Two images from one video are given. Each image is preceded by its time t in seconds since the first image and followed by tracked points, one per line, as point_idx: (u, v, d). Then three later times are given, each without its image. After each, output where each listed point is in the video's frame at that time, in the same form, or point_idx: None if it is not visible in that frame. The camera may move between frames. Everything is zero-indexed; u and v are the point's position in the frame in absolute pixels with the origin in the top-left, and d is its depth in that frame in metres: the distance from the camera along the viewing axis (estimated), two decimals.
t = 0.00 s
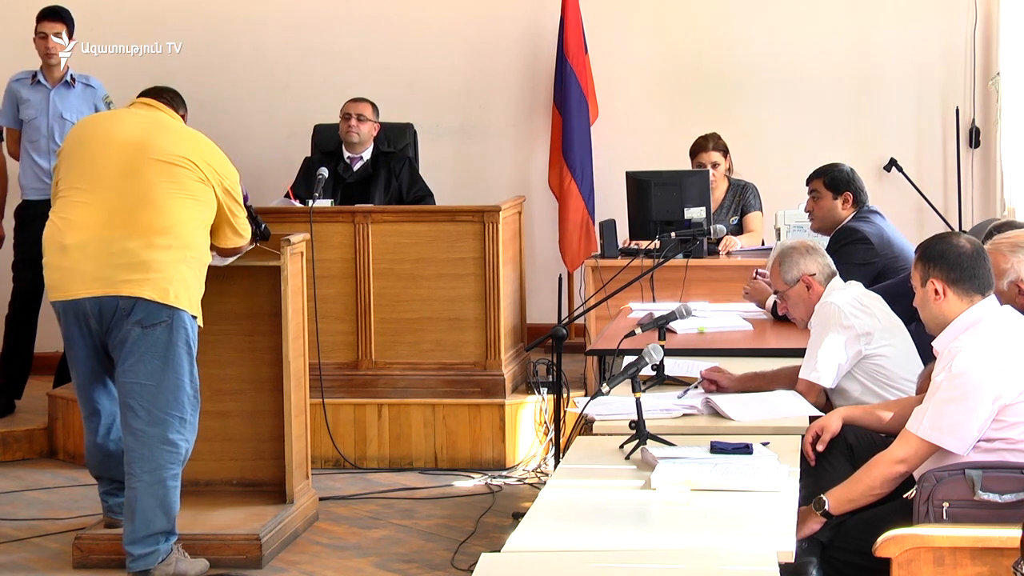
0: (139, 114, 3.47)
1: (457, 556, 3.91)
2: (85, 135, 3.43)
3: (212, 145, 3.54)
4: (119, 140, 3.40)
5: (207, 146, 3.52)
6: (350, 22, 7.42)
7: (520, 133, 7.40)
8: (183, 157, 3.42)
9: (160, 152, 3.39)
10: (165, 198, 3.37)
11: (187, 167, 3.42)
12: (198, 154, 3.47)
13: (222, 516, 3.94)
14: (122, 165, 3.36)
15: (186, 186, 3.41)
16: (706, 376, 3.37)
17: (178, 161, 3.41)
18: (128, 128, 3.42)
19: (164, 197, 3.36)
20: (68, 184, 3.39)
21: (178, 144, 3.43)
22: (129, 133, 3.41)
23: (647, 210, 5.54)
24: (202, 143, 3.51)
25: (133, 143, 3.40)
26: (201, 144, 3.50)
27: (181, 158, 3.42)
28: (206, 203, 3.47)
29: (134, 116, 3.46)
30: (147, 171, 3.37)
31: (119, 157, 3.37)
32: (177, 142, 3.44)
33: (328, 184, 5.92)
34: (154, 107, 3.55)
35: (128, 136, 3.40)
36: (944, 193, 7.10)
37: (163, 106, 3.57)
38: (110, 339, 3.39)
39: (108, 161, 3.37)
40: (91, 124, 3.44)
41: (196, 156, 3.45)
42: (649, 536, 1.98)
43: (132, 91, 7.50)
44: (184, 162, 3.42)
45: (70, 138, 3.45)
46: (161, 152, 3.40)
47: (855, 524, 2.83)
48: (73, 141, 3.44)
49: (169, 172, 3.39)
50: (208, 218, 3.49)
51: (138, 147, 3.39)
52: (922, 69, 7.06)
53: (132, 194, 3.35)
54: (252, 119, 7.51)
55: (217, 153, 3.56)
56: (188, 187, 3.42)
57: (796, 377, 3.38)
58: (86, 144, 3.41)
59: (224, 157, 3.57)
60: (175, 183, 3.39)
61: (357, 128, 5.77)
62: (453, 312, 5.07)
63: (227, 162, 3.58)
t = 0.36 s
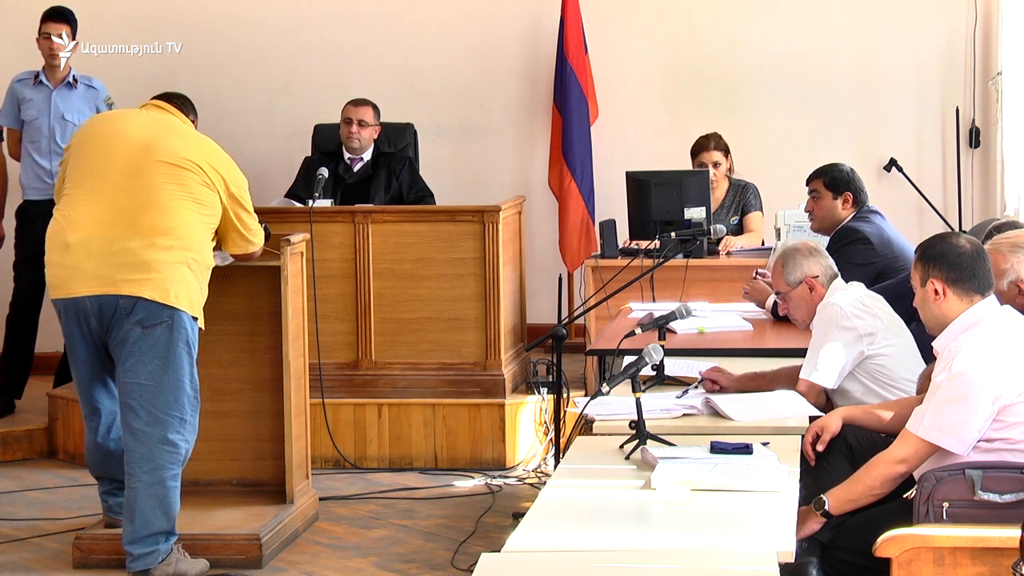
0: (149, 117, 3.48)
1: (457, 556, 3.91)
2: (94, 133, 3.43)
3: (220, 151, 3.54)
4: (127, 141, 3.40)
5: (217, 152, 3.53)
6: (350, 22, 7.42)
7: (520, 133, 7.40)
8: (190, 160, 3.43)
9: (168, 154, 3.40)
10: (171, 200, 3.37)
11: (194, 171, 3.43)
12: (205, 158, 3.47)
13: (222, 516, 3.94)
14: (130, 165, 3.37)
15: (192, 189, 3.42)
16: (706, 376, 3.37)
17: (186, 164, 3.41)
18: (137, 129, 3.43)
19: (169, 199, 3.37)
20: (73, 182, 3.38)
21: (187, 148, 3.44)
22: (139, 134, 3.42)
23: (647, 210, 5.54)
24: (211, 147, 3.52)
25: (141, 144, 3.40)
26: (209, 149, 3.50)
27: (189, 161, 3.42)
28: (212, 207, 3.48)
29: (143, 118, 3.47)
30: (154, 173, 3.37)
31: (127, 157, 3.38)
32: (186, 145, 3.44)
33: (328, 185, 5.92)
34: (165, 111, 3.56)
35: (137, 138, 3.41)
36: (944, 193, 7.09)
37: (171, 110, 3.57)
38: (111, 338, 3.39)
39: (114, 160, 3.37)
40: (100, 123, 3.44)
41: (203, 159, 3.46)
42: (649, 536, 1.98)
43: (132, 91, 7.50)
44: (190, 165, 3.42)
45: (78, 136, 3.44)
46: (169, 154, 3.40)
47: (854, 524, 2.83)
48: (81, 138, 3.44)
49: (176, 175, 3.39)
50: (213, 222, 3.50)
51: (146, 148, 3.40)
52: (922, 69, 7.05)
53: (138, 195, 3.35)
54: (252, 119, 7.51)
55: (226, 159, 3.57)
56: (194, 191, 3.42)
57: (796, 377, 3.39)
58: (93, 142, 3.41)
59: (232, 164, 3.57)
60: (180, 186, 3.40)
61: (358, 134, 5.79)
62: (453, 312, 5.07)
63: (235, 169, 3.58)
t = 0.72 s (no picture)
0: (155, 117, 3.48)
1: (457, 556, 3.91)
2: (99, 132, 3.43)
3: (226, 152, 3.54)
4: (131, 140, 3.40)
5: (223, 153, 3.52)
6: (350, 22, 7.42)
7: (520, 133, 7.40)
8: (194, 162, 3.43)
9: (170, 154, 3.40)
10: (172, 201, 3.37)
11: (198, 174, 3.42)
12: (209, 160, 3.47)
13: (222, 517, 3.94)
14: (132, 165, 3.37)
15: (194, 190, 3.42)
16: (706, 376, 3.37)
17: (189, 165, 3.41)
18: (142, 129, 3.43)
19: (170, 199, 3.37)
20: (76, 180, 3.39)
21: (191, 148, 3.43)
22: (144, 133, 3.42)
23: (647, 210, 5.54)
24: (216, 148, 3.51)
25: (145, 144, 3.40)
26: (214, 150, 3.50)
27: (193, 162, 3.42)
28: (214, 209, 3.48)
29: (149, 118, 3.47)
30: (156, 173, 3.37)
31: (130, 157, 3.38)
32: (191, 146, 3.44)
33: (328, 185, 5.92)
34: (172, 111, 3.56)
35: (140, 138, 3.41)
36: (944, 193, 7.09)
37: (179, 110, 3.57)
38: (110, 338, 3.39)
39: (117, 160, 3.37)
40: (106, 121, 3.44)
41: (206, 160, 3.45)
42: (649, 536, 1.98)
43: (132, 91, 7.50)
44: (193, 166, 3.42)
45: (82, 133, 3.44)
46: (173, 155, 3.40)
47: (854, 524, 2.83)
48: (86, 136, 3.44)
49: (179, 176, 3.39)
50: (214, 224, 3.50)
51: (150, 148, 3.40)
52: (922, 69, 7.06)
53: (139, 195, 3.35)
54: (252, 119, 7.51)
55: (231, 161, 3.56)
56: (196, 192, 3.42)
57: (796, 377, 3.39)
58: (97, 141, 3.41)
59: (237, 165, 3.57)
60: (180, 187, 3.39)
61: (358, 136, 5.79)
62: (453, 312, 5.07)
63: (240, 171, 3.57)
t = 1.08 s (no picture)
0: (154, 115, 3.48)
1: (457, 556, 3.91)
2: (99, 131, 3.43)
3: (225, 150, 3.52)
4: (130, 140, 3.40)
5: (223, 152, 3.52)
6: (350, 22, 7.42)
7: (520, 133, 7.40)
8: (192, 161, 3.42)
9: (168, 154, 3.39)
10: (170, 200, 3.37)
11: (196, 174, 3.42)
12: (207, 159, 3.46)
13: (222, 516, 3.94)
14: (129, 165, 3.37)
15: (193, 190, 3.42)
16: (706, 376, 3.37)
17: (188, 165, 3.41)
18: (140, 128, 3.42)
19: (168, 199, 3.37)
20: (75, 181, 3.40)
21: (190, 148, 3.43)
22: (142, 133, 3.42)
23: (647, 210, 5.54)
24: (217, 147, 3.51)
25: (144, 143, 3.40)
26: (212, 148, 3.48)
27: (192, 162, 3.42)
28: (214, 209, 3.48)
29: (148, 117, 3.46)
30: (154, 173, 3.37)
31: (129, 157, 3.38)
32: (189, 145, 3.43)
33: (328, 185, 5.92)
34: (172, 109, 3.55)
35: (138, 137, 3.41)
36: (945, 193, 7.09)
37: (180, 108, 3.57)
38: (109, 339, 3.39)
39: (115, 159, 3.37)
40: (107, 120, 3.45)
41: (205, 160, 3.45)
42: (649, 536, 1.98)
43: (132, 91, 7.50)
44: (190, 165, 3.41)
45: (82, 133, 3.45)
46: (172, 154, 3.40)
47: (854, 524, 2.83)
48: (87, 136, 3.45)
49: (178, 175, 3.39)
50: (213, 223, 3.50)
51: (148, 147, 3.39)
52: (922, 69, 7.06)
53: (138, 194, 3.35)
54: (252, 119, 7.51)
55: (231, 160, 3.55)
56: (195, 192, 3.42)
57: (796, 377, 3.38)
58: (98, 140, 3.42)
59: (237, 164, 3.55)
60: (178, 187, 3.39)
61: (359, 136, 5.79)
62: (453, 312, 5.07)
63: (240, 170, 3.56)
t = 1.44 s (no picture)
0: (132, 108, 3.37)
1: (458, 556, 3.91)
2: (84, 135, 3.39)
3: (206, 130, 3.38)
4: (110, 141, 3.34)
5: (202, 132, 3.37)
6: (350, 22, 7.42)
7: (520, 133, 7.40)
8: (172, 156, 3.33)
9: (148, 153, 3.32)
10: (158, 201, 3.34)
11: (178, 168, 3.33)
12: (187, 149, 3.34)
13: (222, 516, 3.94)
14: (113, 171, 3.33)
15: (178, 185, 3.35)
16: (706, 376, 3.37)
17: (168, 160, 3.32)
18: (119, 127, 3.35)
19: (156, 200, 3.33)
20: (69, 188, 3.40)
21: (169, 142, 3.32)
22: (121, 133, 3.34)
23: (647, 210, 5.54)
24: (197, 130, 3.36)
25: (123, 143, 3.33)
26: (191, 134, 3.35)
27: (171, 155, 3.32)
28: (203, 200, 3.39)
29: (126, 112, 3.37)
30: (137, 174, 3.32)
31: (112, 161, 3.33)
32: (167, 139, 3.32)
33: (328, 185, 5.93)
34: (149, 93, 3.40)
35: (118, 138, 3.34)
36: (945, 193, 7.09)
37: (162, 88, 3.43)
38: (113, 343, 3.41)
39: (99, 165, 3.34)
40: (90, 122, 3.40)
41: (186, 151, 3.34)
42: (650, 536, 1.98)
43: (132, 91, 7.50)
44: (171, 161, 3.33)
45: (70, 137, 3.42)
46: (151, 152, 3.32)
47: (854, 524, 2.83)
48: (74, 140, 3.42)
49: (160, 173, 3.32)
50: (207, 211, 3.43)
51: (128, 148, 3.32)
52: (922, 69, 7.06)
53: (125, 199, 3.33)
54: (252, 119, 7.51)
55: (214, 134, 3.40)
56: (180, 187, 3.35)
57: (796, 377, 3.38)
58: (82, 145, 3.38)
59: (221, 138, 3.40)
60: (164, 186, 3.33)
61: (359, 136, 5.79)
62: (453, 313, 5.07)
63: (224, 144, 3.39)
